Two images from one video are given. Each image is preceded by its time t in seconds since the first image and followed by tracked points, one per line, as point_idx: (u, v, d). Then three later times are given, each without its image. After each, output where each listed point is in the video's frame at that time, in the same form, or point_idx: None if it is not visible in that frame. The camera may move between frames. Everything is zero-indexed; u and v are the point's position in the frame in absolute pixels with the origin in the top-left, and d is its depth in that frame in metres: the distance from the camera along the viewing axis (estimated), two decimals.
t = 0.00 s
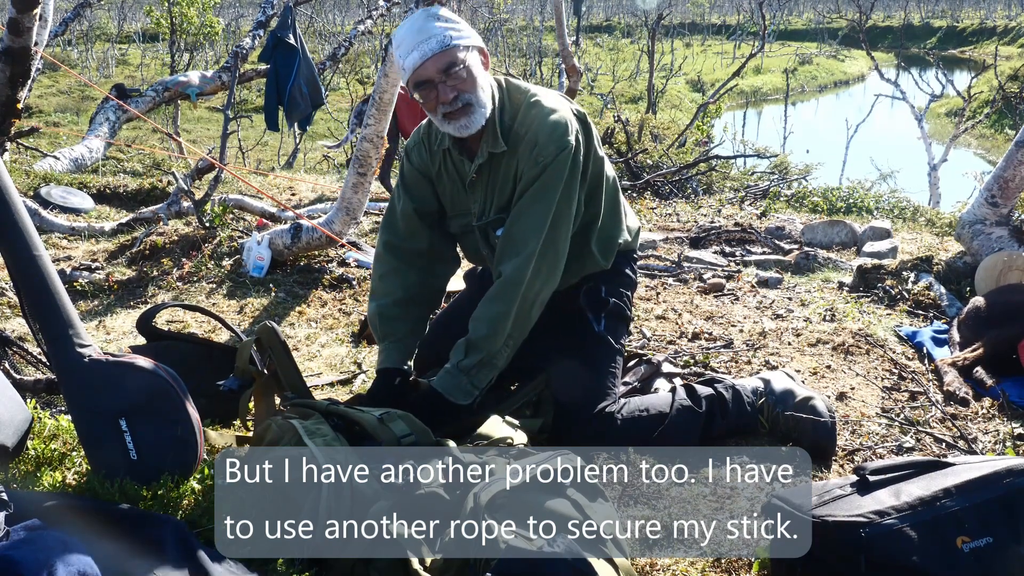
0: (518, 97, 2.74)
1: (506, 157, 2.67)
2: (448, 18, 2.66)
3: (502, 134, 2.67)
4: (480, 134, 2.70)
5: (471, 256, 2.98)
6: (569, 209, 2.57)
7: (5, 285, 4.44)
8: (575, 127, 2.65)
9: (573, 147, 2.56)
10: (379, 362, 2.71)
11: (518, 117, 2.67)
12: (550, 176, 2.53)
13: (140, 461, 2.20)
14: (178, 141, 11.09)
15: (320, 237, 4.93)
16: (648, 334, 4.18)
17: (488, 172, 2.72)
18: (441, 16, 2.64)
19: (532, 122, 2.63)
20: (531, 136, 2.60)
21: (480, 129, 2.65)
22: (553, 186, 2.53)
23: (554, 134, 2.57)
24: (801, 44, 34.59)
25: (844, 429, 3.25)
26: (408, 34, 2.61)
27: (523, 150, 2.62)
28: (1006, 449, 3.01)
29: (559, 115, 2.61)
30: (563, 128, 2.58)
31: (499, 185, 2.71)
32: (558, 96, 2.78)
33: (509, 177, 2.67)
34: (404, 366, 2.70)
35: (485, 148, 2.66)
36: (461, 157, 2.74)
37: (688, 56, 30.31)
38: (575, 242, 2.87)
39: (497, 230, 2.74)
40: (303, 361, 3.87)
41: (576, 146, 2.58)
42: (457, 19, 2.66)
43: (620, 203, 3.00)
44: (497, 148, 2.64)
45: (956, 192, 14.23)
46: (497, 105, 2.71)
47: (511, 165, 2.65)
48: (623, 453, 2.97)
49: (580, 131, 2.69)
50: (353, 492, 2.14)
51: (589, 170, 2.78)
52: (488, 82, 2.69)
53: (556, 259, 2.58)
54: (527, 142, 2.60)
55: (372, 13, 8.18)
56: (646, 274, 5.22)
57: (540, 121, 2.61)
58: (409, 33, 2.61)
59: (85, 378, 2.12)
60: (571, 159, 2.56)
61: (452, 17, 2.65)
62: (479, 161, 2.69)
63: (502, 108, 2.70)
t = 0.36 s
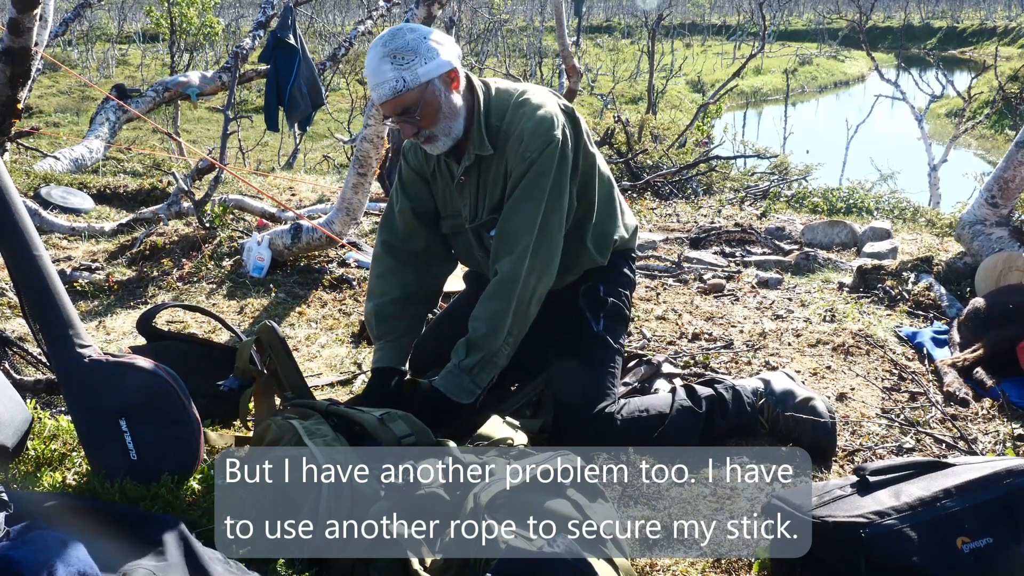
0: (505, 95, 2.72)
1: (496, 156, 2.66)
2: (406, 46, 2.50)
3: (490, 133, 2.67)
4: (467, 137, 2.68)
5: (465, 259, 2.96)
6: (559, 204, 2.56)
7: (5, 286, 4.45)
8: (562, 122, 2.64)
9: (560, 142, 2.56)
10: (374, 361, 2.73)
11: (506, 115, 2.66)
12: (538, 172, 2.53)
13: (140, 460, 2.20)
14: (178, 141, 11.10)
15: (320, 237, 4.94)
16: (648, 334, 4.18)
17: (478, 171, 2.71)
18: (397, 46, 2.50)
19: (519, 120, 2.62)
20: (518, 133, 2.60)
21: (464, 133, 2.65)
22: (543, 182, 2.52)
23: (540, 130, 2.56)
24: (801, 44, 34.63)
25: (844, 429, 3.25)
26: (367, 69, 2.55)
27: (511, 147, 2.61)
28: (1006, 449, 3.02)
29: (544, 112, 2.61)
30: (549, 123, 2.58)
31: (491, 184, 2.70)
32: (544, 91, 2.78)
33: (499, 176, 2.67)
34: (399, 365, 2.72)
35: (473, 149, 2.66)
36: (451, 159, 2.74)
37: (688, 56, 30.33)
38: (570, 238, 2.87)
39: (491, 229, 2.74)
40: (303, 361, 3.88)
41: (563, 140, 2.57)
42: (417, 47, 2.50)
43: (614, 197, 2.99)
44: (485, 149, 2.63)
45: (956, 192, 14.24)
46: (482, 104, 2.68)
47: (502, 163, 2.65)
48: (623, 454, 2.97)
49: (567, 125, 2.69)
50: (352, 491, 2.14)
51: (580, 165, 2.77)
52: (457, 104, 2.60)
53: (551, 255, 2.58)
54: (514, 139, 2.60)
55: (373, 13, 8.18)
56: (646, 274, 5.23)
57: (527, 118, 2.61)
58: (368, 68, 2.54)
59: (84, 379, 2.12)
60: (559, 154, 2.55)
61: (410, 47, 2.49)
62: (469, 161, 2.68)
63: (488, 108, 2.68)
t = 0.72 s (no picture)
0: (496, 93, 2.72)
1: (491, 154, 2.66)
2: (385, 54, 2.51)
3: (483, 132, 2.66)
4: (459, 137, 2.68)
5: (466, 261, 2.96)
6: (559, 197, 2.56)
7: (5, 286, 4.44)
8: (555, 115, 2.64)
9: (554, 135, 2.55)
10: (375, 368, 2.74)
11: (498, 113, 2.65)
12: (534, 166, 2.53)
13: (140, 460, 2.20)
14: (178, 141, 11.10)
15: (320, 237, 4.93)
16: (648, 334, 4.18)
17: (475, 170, 2.71)
18: (377, 55, 2.51)
19: (511, 116, 2.61)
20: (510, 129, 2.59)
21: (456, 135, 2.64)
22: (541, 176, 2.52)
23: (533, 124, 2.56)
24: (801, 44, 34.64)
25: (844, 429, 3.25)
26: (351, 79, 2.58)
27: (506, 144, 2.61)
28: (1006, 449, 3.01)
29: (535, 106, 2.60)
30: (541, 116, 2.57)
31: (489, 182, 2.70)
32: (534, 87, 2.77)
33: (496, 173, 2.66)
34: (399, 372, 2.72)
35: (468, 149, 2.65)
36: (447, 161, 2.73)
37: (688, 56, 30.32)
38: (569, 233, 2.87)
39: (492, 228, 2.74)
40: (303, 361, 3.87)
41: (556, 133, 2.57)
42: (396, 55, 2.50)
43: (611, 190, 2.99)
44: (480, 148, 2.63)
45: (956, 192, 14.24)
46: (473, 104, 2.67)
47: (498, 160, 2.64)
48: (623, 454, 2.98)
49: (559, 118, 2.68)
50: (352, 491, 2.14)
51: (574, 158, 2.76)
52: (442, 108, 2.60)
53: (554, 247, 2.58)
54: (507, 136, 2.59)
55: (373, 13, 8.18)
56: (646, 274, 5.23)
57: (518, 113, 2.60)
58: (351, 78, 2.57)
59: (84, 379, 2.12)
60: (554, 147, 2.55)
61: (389, 55, 2.50)
62: (465, 161, 2.68)
63: (480, 107, 2.68)
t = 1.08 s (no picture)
0: (498, 94, 2.72)
1: (495, 156, 2.66)
2: (392, 55, 2.50)
3: (485, 132, 2.66)
4: (460, 138, 2.67)
5: (465, 261, 2.96)
6: (573, 200, 2.59)
7: (5, 286, 4.44)
8: (558, 117, 2.65)
9: (559, 137, 2.57)
10: (374, 369, 2.74)
11: (501, 114, 2.66)
12: (546, 168, 2.55)
13: (140, 460, 2.20)
14: (178, 141, 11.09)
15: (320, 237, 4.93)
16: (648, 334, 4.18)
17: (477, 172, 2.71)
18: (383, 55, 2.50)
19: (515, 117, 2.62)
20: (515, 132, 2.60)
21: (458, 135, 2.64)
22: (552, 180, 2.54)
23: (538, 127, 2.57)
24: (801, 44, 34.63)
25: (844, 429, 3.25)
26: (355, 78, 2.55)
27: (510, 146, 2.61)
28: (1006, 449, 3.01)
29: (539, 107, 2.61)
30: (546, 118, 2.59)
31: (491, 183, 2.70)
32: (534, 87, 2.76)
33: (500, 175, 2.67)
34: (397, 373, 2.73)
35: (468, 150, 2.65)
36: (448, 162, 2.73)
37: (688, 56, 30.30)
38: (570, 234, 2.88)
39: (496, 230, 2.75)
40: (303, 361, 3.87)
41: (560, 135, 2.58)
42: (402, 55, 2.49)
43: (612, 190, 3.00)
44: (483, 150, 2.63)
45: (956, 192, 14.24)
46: (475, 105, 2.67)
47: (502, 162, 2.65)
48: (622, 453, 2.98)
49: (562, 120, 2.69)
50: (353, 491, 2.14)
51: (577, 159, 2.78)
52: (447, 108, 2.60)
53: (571, 248, 2.61)
54: (513, 138, 2.60)
55: (373, 13, 8.18)
56: (646, 274, 5.22)
57: (522, 115, 2.61)
58: (356, 78, 2.54)
59: (84, 378, 2.12)
60: (560, 149, 2.57)
61: (396, 55, 2.49)
62: (467, 162, 2.68)
63: (482, 107, 2.68)
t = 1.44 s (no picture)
0: (533, 105, 2.64)
1: (532, 172, 2.61)
2: (478, 77, 2.36)
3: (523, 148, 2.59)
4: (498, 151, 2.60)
5: (473, 262, 2.92)
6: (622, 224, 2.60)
7: (5, 286, 4.44)
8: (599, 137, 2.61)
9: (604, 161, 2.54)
10: (370, 370, 2.73)
11: (541, 129, 2.59)
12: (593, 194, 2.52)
13: (140, 460, 2.20)
14: (178, 141, 11.10)
15: (320, 237, 4.93)
16: (648, 334, 4.18)
17: (508, 185, 2.65)
18: (469, 76, 2.35)
19: (559, 135, 2.56)
20: (559, 151, 2.55)
21: (502, 151, 2.55)
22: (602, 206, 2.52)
23: (584, 149, 2.53)
24: (801, 44, 34.64)
25: (844, 429, 3.25)
26: (429, 90, 2.34)
27: (552, 165, 2.57)
28: (1006, 449, 3.01)
29: (583, 127, 2.56)
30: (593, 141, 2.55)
31: (522, 198, 2.66)
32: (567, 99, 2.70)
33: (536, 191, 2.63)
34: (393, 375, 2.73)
35: (506, 165, 2.59)
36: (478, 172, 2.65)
37: (688, 56, 30.31)
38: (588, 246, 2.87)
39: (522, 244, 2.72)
40: (303, 361, 3.87)
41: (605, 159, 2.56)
42: (487, 79, 2.37)
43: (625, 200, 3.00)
44: (521, 166, 2.58)
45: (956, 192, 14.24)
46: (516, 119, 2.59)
47: (540, 179, 2.61)
48: (622, 454, 2.98)
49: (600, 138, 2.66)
50: (352, 491, 2.14)
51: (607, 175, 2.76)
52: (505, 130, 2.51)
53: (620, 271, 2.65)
54: (557, 158, 2.55)
55: (373, 13, 8.18)
56: (646, 274, 5.23)
57: (567, 134, 2.55)
58: (431, 89, 2.34)
59: (85, 379, 2.13)
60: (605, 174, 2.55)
61: (482, 78, 2.36)
62: (500, 175, 2.62)
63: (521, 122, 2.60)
